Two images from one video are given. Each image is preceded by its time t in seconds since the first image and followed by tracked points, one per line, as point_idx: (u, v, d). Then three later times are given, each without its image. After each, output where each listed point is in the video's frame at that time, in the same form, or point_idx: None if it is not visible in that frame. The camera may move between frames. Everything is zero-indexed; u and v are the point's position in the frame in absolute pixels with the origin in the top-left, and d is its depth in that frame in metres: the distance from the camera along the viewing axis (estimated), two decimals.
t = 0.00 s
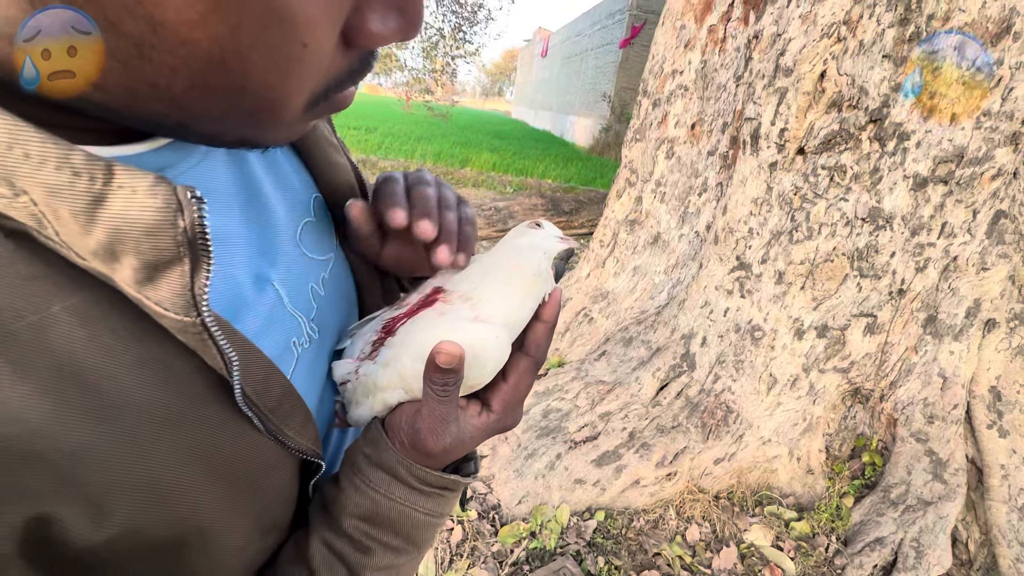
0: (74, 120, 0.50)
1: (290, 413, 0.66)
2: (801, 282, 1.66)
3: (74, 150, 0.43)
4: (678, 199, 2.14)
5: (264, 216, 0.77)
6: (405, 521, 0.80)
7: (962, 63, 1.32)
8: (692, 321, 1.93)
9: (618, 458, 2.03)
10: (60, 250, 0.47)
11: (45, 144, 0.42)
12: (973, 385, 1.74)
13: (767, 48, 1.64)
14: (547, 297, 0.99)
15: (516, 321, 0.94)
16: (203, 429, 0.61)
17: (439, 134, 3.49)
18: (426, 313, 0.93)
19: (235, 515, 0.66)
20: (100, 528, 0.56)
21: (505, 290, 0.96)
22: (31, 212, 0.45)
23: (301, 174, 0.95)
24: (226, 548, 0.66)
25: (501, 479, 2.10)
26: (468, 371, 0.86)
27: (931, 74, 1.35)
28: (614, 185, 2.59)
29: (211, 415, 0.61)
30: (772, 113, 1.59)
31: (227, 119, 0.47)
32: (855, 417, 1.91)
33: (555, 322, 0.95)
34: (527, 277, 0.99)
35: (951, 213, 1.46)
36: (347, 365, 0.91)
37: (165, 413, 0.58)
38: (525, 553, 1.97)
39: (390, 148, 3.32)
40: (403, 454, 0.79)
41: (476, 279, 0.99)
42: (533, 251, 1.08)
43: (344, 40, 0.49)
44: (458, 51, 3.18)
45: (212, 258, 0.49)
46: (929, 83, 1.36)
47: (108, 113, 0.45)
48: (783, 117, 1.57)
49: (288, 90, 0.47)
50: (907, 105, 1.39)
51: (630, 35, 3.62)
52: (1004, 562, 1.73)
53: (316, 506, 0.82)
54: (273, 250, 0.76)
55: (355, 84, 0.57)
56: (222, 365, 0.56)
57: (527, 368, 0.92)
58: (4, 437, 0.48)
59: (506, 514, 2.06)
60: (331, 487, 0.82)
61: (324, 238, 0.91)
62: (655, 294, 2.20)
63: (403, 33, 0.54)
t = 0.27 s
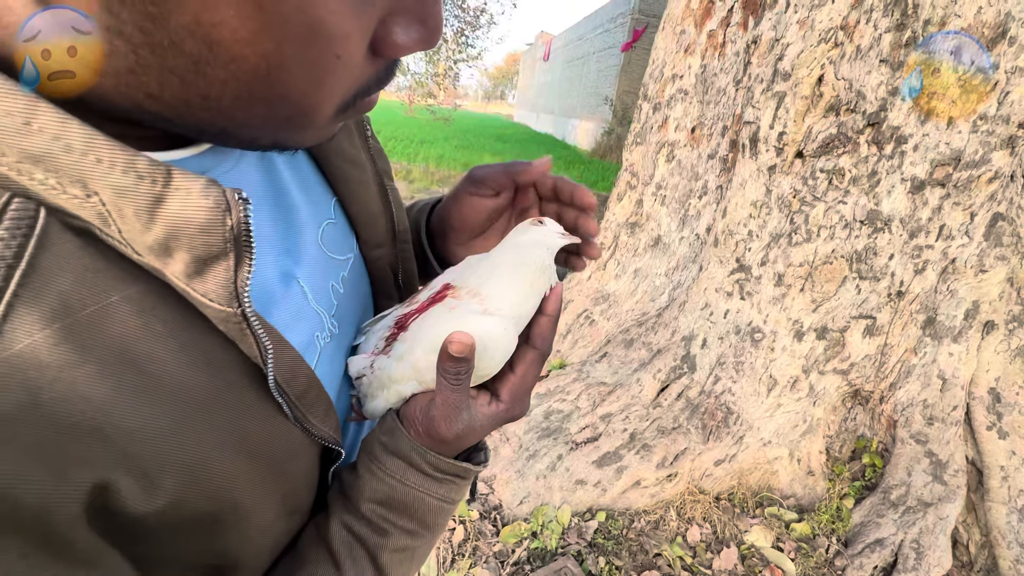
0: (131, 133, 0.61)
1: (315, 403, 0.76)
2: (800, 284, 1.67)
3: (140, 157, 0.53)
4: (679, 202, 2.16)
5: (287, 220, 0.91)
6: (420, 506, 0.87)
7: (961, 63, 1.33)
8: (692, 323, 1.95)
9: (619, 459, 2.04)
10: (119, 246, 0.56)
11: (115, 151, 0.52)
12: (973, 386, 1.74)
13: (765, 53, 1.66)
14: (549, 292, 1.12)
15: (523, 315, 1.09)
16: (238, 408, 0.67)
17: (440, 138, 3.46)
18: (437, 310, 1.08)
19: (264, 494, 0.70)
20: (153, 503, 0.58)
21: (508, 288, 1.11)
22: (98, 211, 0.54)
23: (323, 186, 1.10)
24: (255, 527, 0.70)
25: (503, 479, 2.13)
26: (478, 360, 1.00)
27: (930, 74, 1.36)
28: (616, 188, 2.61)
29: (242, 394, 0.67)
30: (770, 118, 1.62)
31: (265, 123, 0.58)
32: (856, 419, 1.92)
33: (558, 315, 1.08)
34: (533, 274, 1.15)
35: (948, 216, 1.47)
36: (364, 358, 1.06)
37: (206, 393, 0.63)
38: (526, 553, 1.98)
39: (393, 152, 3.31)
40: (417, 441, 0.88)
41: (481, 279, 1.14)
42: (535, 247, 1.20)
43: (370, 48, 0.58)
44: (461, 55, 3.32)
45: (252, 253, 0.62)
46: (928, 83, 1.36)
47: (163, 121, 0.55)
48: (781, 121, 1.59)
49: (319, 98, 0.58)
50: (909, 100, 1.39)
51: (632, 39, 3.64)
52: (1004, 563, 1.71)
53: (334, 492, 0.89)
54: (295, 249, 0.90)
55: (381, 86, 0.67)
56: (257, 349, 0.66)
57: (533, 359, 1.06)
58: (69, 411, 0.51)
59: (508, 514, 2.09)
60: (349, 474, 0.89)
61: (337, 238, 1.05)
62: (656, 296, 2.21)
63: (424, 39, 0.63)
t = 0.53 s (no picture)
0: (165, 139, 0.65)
1: (327, 396, 0.83)
2: (800, 286, 1.68)
3: (181, 163, 0.59)
4: (679, 204, 2.17)
5: (303, 221, 0.96)
6: (427, 492, 0.91)
7: (961, 64, 1.33)
8: (693, 324, 1.96)
9: (620, 459, 2.05)
10: (158, 244, 0.64)
11: (158, 157, 0.58)
12: (973, 388, 1.74)
13: (765, 57, 1.67)
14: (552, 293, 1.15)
15: (530, 314, 1.10)
16: (257, 397, 0.73)
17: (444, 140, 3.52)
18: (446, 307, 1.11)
19: (279, 476, 0.77)
20: (184, 481, 0.64)
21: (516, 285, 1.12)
22: (141, 212, 0.61)
23: (336, 187, 1.14)
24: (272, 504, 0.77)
25: (504, 480, 2.15)
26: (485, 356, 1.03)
27: (930, 74, 1.36)
28: (617, 190, 2.63)
29: (263, 385, 0.74)
30: (770, 120, 1.63)
31: (291, 130, 0.63)
32: (857, 420, 1.93)
33: (560, 314, 1.12)
34: (539, 274, 1.15)
35: (948, 217, 1.48)
36: (374, 354, 1.09)
37: (229, 383, 0.70)
38: (528, 553, 1.99)
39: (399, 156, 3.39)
40: (427, 431, 0.92)
41: (489, 279, 1.17)
42: (539, 250, 1.21)
43: (389, 61, 0.65)
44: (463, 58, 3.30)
45: (279, 252, 0.69)
46: (928, 84, 1.37)
47: (198, 129, 0.60)
48: (781, 123, 1.61)
49: (342, 108, 0.64)
50: (909, 100, 1.40)
51: (634, 41, 3.65)
52: (1006, 565, 1.69)
53: (346, 480, 0.93)
54: (311, 249, 0.95)
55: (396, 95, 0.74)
56: (280, 342, 0.74)
57: (537, 356, 1.11)
58: (112, 394, 0.57)
59: (510, 514, 2.10)
60: (360, 463, 0.94)
61: (349, 238, 1.10)
62: (657, 298, 2.22)
63: (437, 52, 0.70)
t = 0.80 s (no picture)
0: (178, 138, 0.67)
1: (332, 391, 0.84)
2: (803, 287, 1.68)
3: (192, 161, 0.60)
4: (681, 206, 2.17)
5: (311, 219, 0.97)
6: (429, 489, 0.91)
7: (962, 64, 1.33)
8: (696, 325, 1.96)
9: (622, 461, 2.05)
10: (168, 241, 0.65)
11: (171, 155, 0.60)
12: (977, 390, 1.73)
13: (766, 58, 1.67)
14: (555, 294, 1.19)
15: (532, 315, 1.14)
16: (265, 392, 0.74)
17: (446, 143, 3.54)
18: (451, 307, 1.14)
19: (284, 471, 0.78)
20: (193, 473, 0.64)
21: (520, 288, 1.16)
22: (153, 209, 0.62)
23: (341, 185, 1.15)
24: (277, 497, 0.78)
25: (506, 481, 2.16)
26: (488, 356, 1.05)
27: (930, 74, 1.37)
28: (619, 192, 2.63)
29: (270, 380, 0.75)
30: (772, 121, 1.63)
31: (299, 128, 0.64)
32: (860, 422, 1.93)
33: (562, 317, 1.18)
34: (541, 276, 1.18)
35: (951, 218, 1.47)
36: (378, 352, 1.10)
37: (238, 377, 0.71)
38: (530, 554, 1.99)
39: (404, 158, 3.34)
40: (431, 429, 0.94)
41: (492, 280, 1.19)
42: (539, 253, 1.22)
43: (395, 61, 0.67)
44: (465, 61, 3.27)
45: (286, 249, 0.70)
46: (929, 83, 1.37)
47: (210, 129, 0.61)
48: (782, 124, 1.60)
49: (350, 108, 0.65)
50: (910, 102, 1.40)
51: (636, 44, 3.65)
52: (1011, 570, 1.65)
53: (349, 476, 0.93)
54: (318, 247, 0.95)
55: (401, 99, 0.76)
56: (287, 338, 0.74)
57: (540, 356, 1.12)
58: (124, 385, 0.59)
59: (512, 516, 2.11)
60: (364, 460, 0.93)
61: (355, 237, 1.11)
62: (659, 299, 2.21)
63: (442, 54, 0.71)
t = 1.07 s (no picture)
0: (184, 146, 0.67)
1: (337, 394, 0.84)
2: (806, 290, 1.68)
3: (200, 168, 0.61)
4: (684, 209, 2.17)
5: (316, 223, 0.97)
6: (432, 492, 0.91)
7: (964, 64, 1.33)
8: (699, 328, 1.97)
9: (625, 464, 2.04)
10: (176, 245, 0.65)
11: (179, 162, 0.60)
12: (982, 393, 1.72)
13: (769, 61, 1.68)
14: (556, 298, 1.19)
15: (533, 318, 1.15)
16: (270, 395, 0.75)
17: (449, 146, 3.56)
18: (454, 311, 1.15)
19: (290, 473, 0.79)
20: (201, 475, 0.65)
21: (522, 292, 1.17)
22: (162, 215, 0.63)
23: (346, 189, 1.16)
24: (282, 499, 0.78)
25: (509, 484, 2.17)
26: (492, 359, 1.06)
27: (931, 74, 1.37)
28: (621, 195, 2.63)
29: (275, 383, 0.76)
30: (774, 125, 1.63)
31: (302, 136, 0.64)
32: (864, 425, 1.92)
33: (564, 320, 1.17)
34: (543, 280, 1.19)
35: (955, 221, 1.47)
36: (381, 355, 1.10)
37: (244, 380, 0.71)
38: (532, 557, 1.99)
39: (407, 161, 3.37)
40: (433, 431, 0.94)
41: (495, 284, 1.20)
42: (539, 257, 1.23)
43: (399, 70, 0.67)
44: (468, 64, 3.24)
45: (292, 254, 0.70)
46: (930, 83, 1.37)
47: (214, 138, 0.61)
48: (785, 128, 1.60)
49: (352, 117, 0.65)
50: (913, 105, 1.40)
51: (639, 47, 3.65)
52: None
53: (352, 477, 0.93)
54: (323, 251, 0.96)
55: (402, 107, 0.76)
56: (293, 342, 0.74)
57: (541, 359, 1.13)
58: (133, 388, 0.59)
59: (514, 519, 2.11)
60: (367, 462, 0.93)
61: (360, 240, 1.11)
62: (662, 301, 2.20)
63: (444, 62, 0.72)
